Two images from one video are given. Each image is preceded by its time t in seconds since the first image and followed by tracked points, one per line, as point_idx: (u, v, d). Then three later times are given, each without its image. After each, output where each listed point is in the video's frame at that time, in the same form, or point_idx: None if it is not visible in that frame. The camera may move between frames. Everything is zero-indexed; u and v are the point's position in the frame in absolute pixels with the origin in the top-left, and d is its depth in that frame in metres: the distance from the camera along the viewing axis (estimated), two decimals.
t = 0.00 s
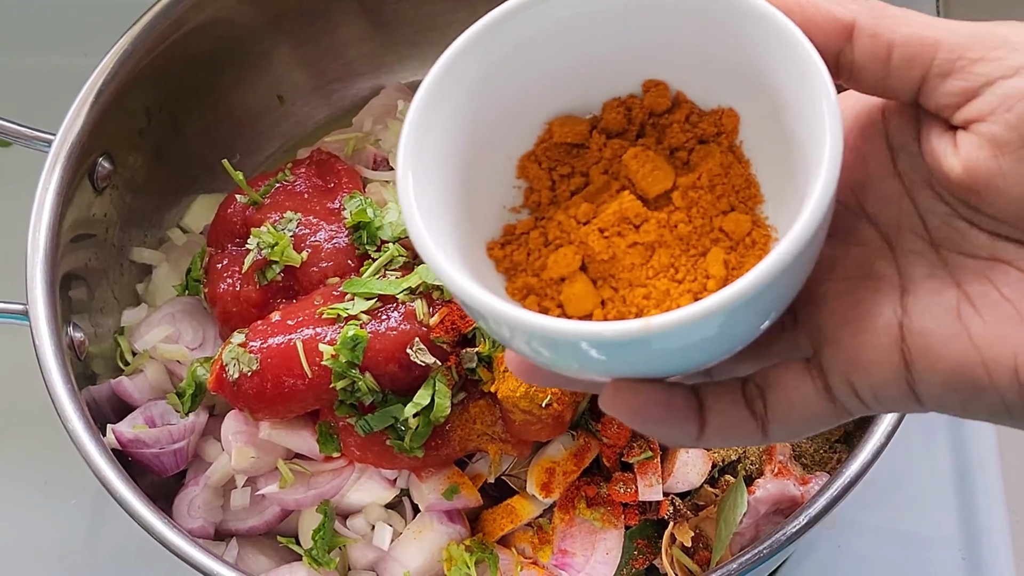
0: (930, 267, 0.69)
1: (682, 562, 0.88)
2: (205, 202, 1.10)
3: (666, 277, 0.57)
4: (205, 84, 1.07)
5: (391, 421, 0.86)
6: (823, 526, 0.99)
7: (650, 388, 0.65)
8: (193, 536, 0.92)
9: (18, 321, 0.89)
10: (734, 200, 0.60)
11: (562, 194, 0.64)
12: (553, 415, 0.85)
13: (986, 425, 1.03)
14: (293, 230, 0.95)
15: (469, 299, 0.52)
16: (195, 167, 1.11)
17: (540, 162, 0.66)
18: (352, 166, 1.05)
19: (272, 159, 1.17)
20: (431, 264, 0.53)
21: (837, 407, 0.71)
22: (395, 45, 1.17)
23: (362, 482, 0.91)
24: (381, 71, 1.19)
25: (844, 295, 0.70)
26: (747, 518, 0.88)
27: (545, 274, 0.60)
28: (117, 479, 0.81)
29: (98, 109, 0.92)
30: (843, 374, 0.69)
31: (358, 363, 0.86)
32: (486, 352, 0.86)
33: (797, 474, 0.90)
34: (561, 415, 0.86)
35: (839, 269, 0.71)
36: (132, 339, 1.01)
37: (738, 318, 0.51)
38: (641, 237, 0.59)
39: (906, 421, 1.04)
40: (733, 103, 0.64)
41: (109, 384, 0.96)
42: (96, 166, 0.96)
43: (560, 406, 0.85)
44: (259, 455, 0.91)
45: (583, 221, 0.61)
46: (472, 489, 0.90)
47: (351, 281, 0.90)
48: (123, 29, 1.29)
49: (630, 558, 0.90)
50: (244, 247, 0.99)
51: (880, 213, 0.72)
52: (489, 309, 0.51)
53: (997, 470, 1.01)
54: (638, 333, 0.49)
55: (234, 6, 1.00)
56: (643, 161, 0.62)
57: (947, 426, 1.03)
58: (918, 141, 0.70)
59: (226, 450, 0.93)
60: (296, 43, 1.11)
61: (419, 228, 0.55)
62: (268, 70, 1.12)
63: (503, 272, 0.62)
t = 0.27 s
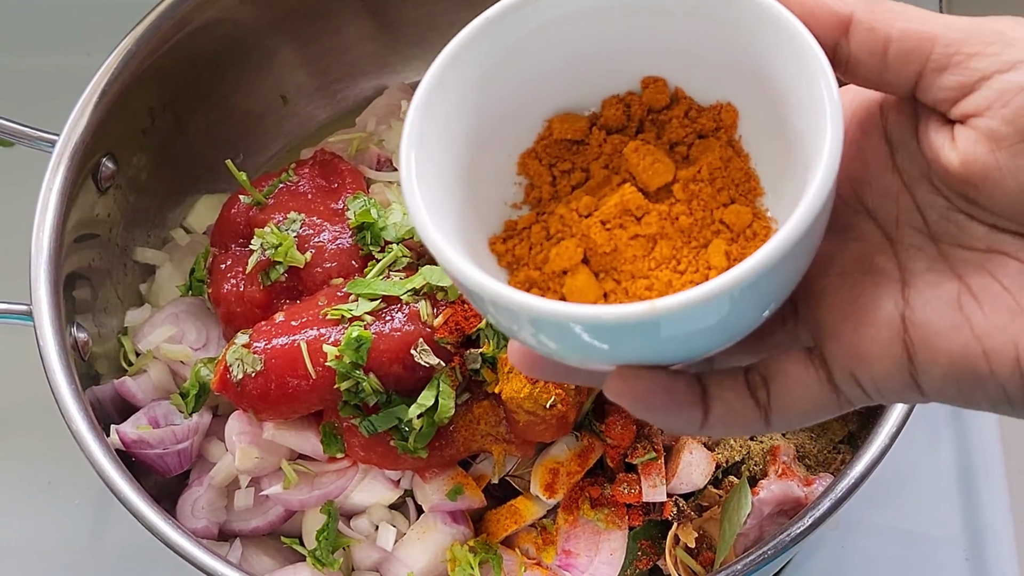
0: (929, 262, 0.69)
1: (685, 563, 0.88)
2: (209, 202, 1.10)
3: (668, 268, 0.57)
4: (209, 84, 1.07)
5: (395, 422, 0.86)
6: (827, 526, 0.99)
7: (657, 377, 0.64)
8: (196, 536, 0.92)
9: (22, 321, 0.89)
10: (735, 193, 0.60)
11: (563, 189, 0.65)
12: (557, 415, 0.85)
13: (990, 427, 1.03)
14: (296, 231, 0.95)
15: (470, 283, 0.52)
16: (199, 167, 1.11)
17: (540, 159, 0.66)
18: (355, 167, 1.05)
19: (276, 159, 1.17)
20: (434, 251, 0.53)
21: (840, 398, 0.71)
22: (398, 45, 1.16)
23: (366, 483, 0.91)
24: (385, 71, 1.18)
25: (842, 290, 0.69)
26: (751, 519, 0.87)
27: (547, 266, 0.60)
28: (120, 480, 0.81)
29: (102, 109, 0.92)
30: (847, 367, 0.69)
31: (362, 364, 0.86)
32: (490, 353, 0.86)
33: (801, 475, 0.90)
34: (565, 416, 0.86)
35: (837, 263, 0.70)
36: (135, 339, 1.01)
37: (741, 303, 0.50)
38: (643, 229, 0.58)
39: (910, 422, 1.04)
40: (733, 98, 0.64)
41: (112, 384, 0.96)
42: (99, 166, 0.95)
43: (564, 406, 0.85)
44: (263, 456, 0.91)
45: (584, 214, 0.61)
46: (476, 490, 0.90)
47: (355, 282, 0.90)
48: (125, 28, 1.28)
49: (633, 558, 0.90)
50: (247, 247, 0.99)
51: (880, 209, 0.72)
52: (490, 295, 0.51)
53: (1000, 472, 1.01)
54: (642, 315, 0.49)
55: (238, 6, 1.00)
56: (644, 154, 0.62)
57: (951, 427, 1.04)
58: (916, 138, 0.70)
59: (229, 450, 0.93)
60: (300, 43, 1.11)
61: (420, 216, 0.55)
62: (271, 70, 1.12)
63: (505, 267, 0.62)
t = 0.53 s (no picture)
0: (945, 225, 0.70)
1: (689, 566, 0.88)
2: (212, 204, 1.10)
3: (703, 193, 0.56)
4: (212, 86, 1.07)
5: (398, 426, 0.86)
6: (831, 530, 0.99)
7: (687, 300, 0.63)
8: (199, 539, 0.92)
9: (25, 325, 0.89)
10: (769, 119, 0.59)
11: (598, 107, 0.61)
12: (561, 419, 0.85)
13: (993, 431, 1.03)
14: (299, 233, 0.95)
15: (512, 199, 0.53)
16: (201, 169, 1.11)
17: (574, 75, 0.63)
18: (358, 169, 1.05)
19: (278, 162, 1.17)
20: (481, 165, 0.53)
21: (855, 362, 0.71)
22: (401, 48, 1.16)
23: (368, 487, 0.91)
24: (387, 74, 1.18)
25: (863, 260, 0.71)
26: (755, 523, 0.87)
27: (582, 186, 0.58)
28: (123, 483, 0.81)
29: (104, 111, 0.92)
30: (867, 333, 0.69)
31: (366, 368, 0.85)
32: (493, 356, 0.85)
33: (805, 478, 0.90)
34: (569, 420, 0.85)
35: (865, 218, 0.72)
36: (138, 342, 1.01)
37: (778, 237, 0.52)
38: (680, 152, 0.57)
39: (913, 426, 1.05)
40: (771, 24, 0.62)
41: (115, 387, 0.96)
42: (102, 169, 0.95)
43: (567, 410, 0.84)
44: (266, 460, 0.91)
45: (621, 134, 0.59)
46: (480, 493, 0.90)
47: (358, 285, 0.90)
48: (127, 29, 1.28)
49: (637, 562, 0.90)
50: (250, 250, 0.99)
51: (891, 176, 0.72)
52: (535, 213, 0.52)
53: (1004, 475, 1.01)
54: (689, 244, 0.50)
55: (241, 9, 1.00)
56: (683, 78, 0.60)
57: (954, 431, 1.04)
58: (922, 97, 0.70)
59: (233, 453, 0.93)
60: (303, 45, 1.10)
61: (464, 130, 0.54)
62: (274, 73, 1.12)
63: (540, 182, 0.59)
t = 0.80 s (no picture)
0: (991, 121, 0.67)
1: (690, 566, 0.88)
2: (214, 205, 1.10)
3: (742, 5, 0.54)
4: (214, 87, 1.07)
5: (400, 427, 0.87)
6: (833, 531, 0.99)
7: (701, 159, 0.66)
8: (201, 540, 0.92)
9: (28, 325, 0.89)
10: None
11: None
12: (562, 421, 0.85)
13: (993, 432, 1.03)
14: (301, 234, 0.95)
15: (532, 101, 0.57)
16: (203, 170, 1.11)
17: None
18: (360, 171, 1.05)
19: (280, 163, 1.17)
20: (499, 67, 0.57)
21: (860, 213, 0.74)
22: (402, 50, 1.17)
23: (371, 488, 0.92)
24: (389, 75, 1.19)
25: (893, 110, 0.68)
26: (756, 523, 0.88)
27: None
28: (126, 484, 0.81)
29: (107, 112, 0.92)
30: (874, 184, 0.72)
31: (368, 369, 0.86)
32: (495, 357, 0.85)
33: (806, 479, 0.90)
34: (570, 421, 0.86)
35: (983, 75, 0.40)
36: (140, 343, 1.01)
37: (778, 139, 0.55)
38: None
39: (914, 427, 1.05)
40: None
41: (118, 388, 0.96)
42: (105, 170, 0.95)
43: (569, 411, 0.85)
44: (268, 461, 0.91)
45: None
46: (481, 494, 0.90)
47: (360, 286, 0.90)
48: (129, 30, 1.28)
49: (639, 562, 0.90)
50: (252, 251, 0.99)
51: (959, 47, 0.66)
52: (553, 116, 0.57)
53: (1005, 476, 1.01)
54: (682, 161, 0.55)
55: (243, 10, 1.00)
56: None
57: (955, 433, 1.04)
58: None
59: (235, 454, 0.93)
60: (304, 46, 1.11)
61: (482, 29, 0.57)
62: (276, 74, 1.12)
63: None
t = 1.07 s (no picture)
0: None
1: (694, 567, 0.88)
2: (218, 206, 1.10)
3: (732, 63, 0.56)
4: (217, 87, 1.07)
5: (403, 427, 0.87)
6: (837, 531, 0.99)
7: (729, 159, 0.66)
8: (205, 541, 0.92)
9: (32, 326, 0.89)
10: None
11: None
12: (566, 422, 0.85)
13: (999, 431, 1.03)
14: (305, 235, 0.95)
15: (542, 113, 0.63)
16: (207, 170, 1.11)
17: None
18: (364, 171, 1.05)
19: (284, 163, 1.17)
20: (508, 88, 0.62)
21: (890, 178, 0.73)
22: (406, 49, 1.16)
23: (375, 488, 0.91)
24: (392, 75, 1.19)
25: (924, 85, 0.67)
26: (760, 524, 0.87)
27: None
28: (130, 485, 0.81)
29: (111, 112, 0.92)
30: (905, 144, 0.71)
31: (372, 370, 0.86)
32: (499, 358, 0.85)
33: (810, 480, 0.90)
34: (574, 423, 0.86)
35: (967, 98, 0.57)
36: (144, 343, 1.01)
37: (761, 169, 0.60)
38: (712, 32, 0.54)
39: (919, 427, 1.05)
40: None
41: (121, 388, 0.96)
42: (108, 170, 0.95)
43: (573, 413, 0.85)
44: (272, 461, 0.91)
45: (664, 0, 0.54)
46: (485, 495, 0.90)
47: (364, 287, 0.90)
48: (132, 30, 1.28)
49: (643, 563, 0.90)
50: (256, 251, 0.99)
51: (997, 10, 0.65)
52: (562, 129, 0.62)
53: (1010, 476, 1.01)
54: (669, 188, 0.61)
55: (246, 10, 1.00)
56: None
57: (959, 431, 1.04)
58: None
59: (239, 455, 0.93)
60: (308, 46, 1.11)
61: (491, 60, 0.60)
62: (280, 73, 1.12)
63: None
